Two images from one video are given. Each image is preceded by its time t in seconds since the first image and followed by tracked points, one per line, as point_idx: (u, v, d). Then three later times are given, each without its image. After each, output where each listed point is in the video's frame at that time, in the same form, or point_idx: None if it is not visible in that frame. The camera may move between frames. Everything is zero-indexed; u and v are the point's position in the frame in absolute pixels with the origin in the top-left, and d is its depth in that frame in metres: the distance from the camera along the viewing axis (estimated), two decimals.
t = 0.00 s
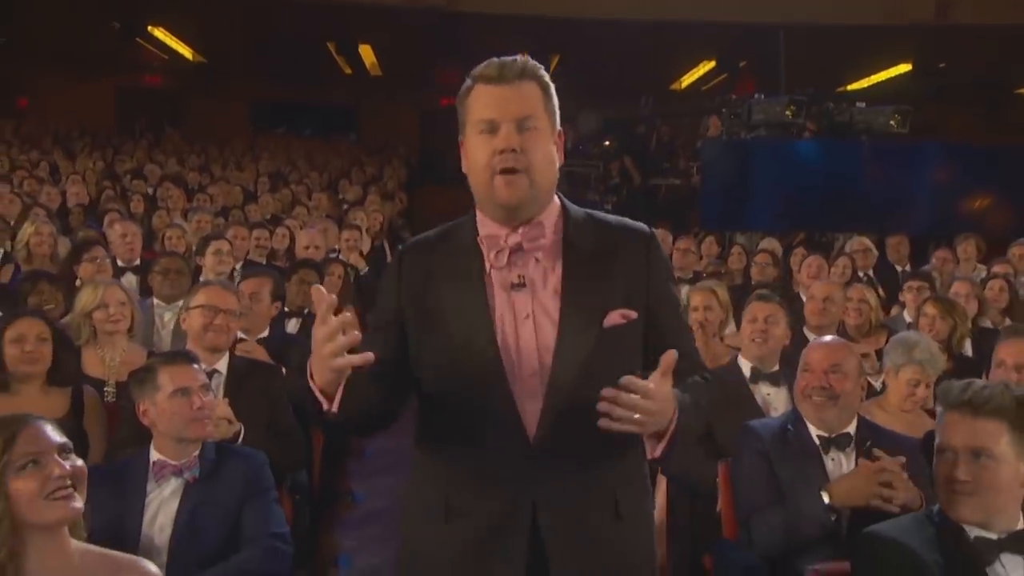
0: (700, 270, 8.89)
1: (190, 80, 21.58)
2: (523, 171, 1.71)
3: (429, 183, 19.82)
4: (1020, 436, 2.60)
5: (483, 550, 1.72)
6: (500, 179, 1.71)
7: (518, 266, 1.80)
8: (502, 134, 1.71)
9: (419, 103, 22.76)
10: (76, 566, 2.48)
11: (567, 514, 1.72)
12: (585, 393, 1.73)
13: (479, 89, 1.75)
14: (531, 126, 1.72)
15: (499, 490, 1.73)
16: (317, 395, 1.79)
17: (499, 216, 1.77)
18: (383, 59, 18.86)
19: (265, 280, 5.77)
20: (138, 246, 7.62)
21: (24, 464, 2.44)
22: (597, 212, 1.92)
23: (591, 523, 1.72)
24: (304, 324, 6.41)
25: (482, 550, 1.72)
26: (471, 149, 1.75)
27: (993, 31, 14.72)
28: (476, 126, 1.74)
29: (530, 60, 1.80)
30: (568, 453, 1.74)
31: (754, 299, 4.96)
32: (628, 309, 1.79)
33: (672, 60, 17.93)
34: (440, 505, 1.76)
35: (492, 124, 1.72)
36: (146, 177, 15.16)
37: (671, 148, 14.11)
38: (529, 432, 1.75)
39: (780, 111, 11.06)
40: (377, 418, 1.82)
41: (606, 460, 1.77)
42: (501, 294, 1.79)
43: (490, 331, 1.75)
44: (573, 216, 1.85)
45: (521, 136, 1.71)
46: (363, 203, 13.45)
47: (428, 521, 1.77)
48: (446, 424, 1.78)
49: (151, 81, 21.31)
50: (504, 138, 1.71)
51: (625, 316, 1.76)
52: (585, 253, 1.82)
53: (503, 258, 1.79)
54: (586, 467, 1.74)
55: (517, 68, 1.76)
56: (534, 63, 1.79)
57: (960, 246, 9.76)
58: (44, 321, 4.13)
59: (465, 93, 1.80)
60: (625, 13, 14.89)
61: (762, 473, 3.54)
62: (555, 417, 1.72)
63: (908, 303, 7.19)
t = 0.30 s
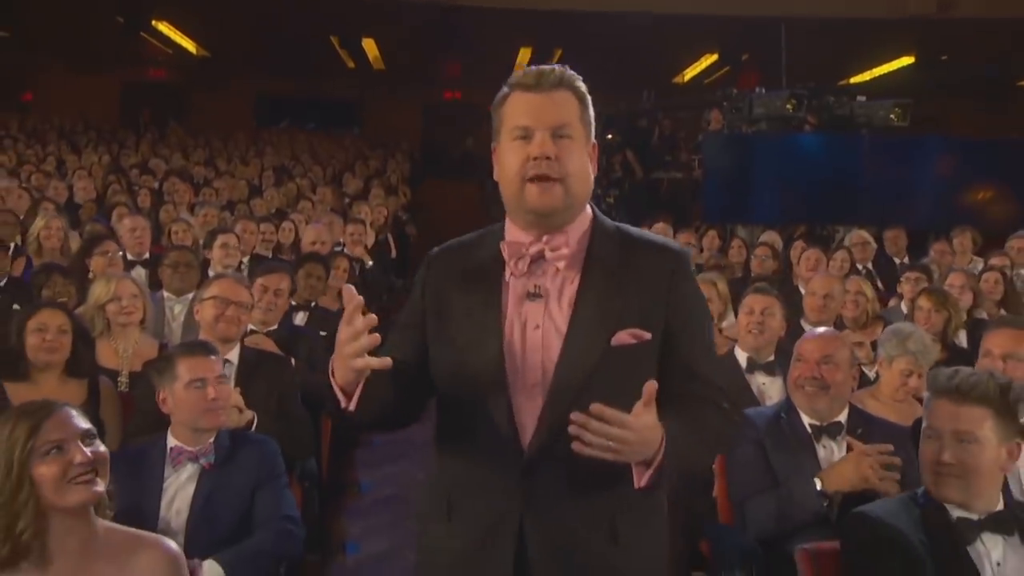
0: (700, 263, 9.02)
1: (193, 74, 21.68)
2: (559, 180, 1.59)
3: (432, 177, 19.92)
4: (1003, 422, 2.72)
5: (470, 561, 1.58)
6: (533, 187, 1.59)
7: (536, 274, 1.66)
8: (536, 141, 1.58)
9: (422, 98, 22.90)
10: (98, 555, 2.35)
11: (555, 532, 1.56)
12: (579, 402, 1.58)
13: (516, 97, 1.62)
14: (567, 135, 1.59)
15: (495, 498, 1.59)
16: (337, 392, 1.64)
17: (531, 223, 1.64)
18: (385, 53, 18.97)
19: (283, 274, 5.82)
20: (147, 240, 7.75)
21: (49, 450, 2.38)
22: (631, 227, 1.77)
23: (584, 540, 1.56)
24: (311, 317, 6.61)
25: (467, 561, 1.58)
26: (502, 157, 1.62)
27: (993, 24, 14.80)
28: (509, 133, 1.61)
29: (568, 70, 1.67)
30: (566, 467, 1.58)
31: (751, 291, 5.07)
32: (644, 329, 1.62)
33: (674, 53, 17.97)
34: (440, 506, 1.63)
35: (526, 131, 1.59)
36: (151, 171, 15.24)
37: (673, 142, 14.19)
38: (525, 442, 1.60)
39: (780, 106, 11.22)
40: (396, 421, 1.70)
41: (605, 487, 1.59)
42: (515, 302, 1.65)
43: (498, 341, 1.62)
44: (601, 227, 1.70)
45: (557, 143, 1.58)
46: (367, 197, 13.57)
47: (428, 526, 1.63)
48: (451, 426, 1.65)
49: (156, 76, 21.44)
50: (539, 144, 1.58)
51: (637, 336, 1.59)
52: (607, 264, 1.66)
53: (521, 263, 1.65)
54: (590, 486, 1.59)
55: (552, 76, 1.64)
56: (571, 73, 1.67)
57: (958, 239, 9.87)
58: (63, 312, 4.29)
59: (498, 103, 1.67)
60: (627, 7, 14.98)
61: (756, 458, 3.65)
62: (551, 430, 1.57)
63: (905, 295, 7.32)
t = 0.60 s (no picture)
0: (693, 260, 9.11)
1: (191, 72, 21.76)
2: (608, 182, 1.56)
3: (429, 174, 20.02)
4: (987, 412, 2.70)
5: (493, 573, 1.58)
6: (582, 188, 1.56)
7: (578, 280, 1.64)
8: (588, 141, 1.55)
9: (420, 95, 23.02)
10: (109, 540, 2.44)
11: (584, 551, 1.56)
12: (609, 432, 1.55)
13: (568, 96, 1.58)
14: (619, 137, 1.56)
15: (526, 510, 1.58)
16: (399, 439, 1.61)
17: (576, 224, 1.62)
18: (383, 50, 19.06)
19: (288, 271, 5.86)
20: (149, 237, 7.85)
21: (62, 437, 2.46)
22: (677, 236, 1.73)
23: (615, 559, 1.57)
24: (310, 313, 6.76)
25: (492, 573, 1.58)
26: (552, 156, 1.58)
27: (987, 21, 14.91)
28: (559, 132, 1.57)
29: (625, 69, 1.63)
30: (598, 488, 1.57)
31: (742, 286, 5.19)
32: (688, 344, 1.59)
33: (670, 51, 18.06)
34: (467, 517, 1.63)
35: (577, 131, 1.56)
36: (149, 169, 15.32)
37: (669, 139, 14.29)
38: (558, 455, 1.59)
39: (773, 103, 11.50)
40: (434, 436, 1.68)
41: (647, 514, 1.59)
42: (555, 309, 1.63)
43: (536, 351, 1.59)
44: (648, 238, 1.69)
45: (608, 145, 1.55)
46: (365, 194, 13.68)
47: (452, 534, 1.64)
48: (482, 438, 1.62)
49: (153, 73, 21.51)
50: (590, 145, 1.54)
51: (685, 350, 1.57)
52: (649, 274, 1.65)
53: (565, 269, 1.63)
54: (623, 512, 1.58)
55: (605, 74, 1.59)
56: (625, 71, 1.63)
57: (950, 235, 9.99)
58: (70, 306, 4.38)
59: (548, 100, 1.64)
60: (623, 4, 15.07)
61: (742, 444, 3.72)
62: (586, 447, 1.55)
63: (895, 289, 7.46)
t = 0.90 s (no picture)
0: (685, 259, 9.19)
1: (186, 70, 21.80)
2: (613, 174, 1.57)
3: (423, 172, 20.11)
4: (958, 399, 2.78)
5: (499, 558, 1.61)
6: (585, 177, 1.57)
7: (592, 268, 1.67)
8: (590, 131, 1.56)
9: (414, 94, 23.11)
10: (118, 516, 2.57)
11: (597, 538, 1.60)
12: (622, 424, 1.59)
13: (573, 85, 1.59)
14: (622, 125, 1.56)
15: (536, 497, 1.61)
16: (395, 387, 1.62)
17: (587, 216, 1.64)
18: (377, 48, 19.12)
19: (282, 266, 5.97)
20: (145, 233, 7.94)
21: (70, 422, 2.56)
22: (691, 230, 1.77)
23: (626, 547, 1.60)
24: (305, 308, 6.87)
25: (500, 559, 1.60)
26: (559, 146, 1.60)
27: (976, 21, 15.06)
28: (566, 121, 1.59)
29: (633, 53, 1.63)
30: (609, 476, 1.60)
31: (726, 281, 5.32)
32: (705, 335, 1.63)
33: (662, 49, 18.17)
34: (472, 503, 1.65)
35: (581, 121, 1.57)
36: (144, 166, 15.41)
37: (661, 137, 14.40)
38: (571, 443, 1.61)
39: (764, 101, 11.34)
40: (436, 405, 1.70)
41: (660, 504, 1.63)
42: (571, 297, 1.66)
43: (552, 337, 1.62)
44: (665, 231, 1.71)
45: (610, 133, 1.56)
46: (359, 192, 13.77)
47: (456, 519, 1.66)
48: (494, 424, 1.65)
49: (147, 71, 21.54)
50: (592, 135, 1.56)
51: (700, 342, 1.61)
52: (666, 264, 1.68)
53: (580, 257, 1.66)
54: (631, 501, 1.61)
55: (609, 61, 1.60)
56: (633, 56, 1.62)
57: (937, 233, 10.12)
58: (71, 301, 4.47)
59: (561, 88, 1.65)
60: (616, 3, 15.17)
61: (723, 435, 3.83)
62: (602, 434, 1.58)
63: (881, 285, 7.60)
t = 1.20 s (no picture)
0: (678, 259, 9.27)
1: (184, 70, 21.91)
2: (579, 179, 1.53)
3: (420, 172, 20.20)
4: (924, 387, 2.95)
5: (488, 558, 1.58)
6: (553, 184, 1.54)
7: (577, 266, 1.64)
8: (557, 137, 1.52)
9: (412, 94, 23.23)
10: (120, 498, 2.69)
11: (591, 535, 1.58)
12: (612, 425, 1.57)
13: (541, 89, 1.56)
14: (589, 131, 1.52)
15: (527, 493, 1.59)
16: (375, 378, 1.64)
17: (562, 218, 1.61)
18: (374, 48, 19.21)
19: (279, 263, 6.10)
20: (144, 231, 8.05)
21: (74, 409, 2.67)
22: (674, 227, 1.75)
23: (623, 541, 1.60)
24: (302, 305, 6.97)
25: (491, 553, 1.58)
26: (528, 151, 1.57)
27: (969, 23, 15.17)
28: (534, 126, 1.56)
29: (607, 56, 1.58)
30: (599, 471, 1.59)
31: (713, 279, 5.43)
32: (690, 332, 1.61)
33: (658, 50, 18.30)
34: (459, 500, 1.63)
35: (550, 126, 1.53)
36: (142, 165, 15.51)
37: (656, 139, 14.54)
38: (563, 442, 1.60)
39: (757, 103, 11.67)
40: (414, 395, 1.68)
41: (650, 502, 1.63)
42: (556, 297, 1.63)
43: (540, 334, 1.60)
44: (646, 228, 1.69)
45: (575, 140, 1.51)
46: (356, 192, 13.88)
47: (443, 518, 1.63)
48: (484, 421, 1.63)
49: (145, 70, 21.64)
50: (558, 141, 1.52)
51: (686, 340, 1.59)
52: (651, 263, 1.66)
53: (563, 256, 1.63)
54: (621, 497, 1.60)
55: (581, 65, 1.55)
56: (609, 59, 1.57)
57: (927, 233, 10.23)
58: (72, 296, 4.57)
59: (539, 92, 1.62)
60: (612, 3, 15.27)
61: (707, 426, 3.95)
62: (594, 432, 1.57)
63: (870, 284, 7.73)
